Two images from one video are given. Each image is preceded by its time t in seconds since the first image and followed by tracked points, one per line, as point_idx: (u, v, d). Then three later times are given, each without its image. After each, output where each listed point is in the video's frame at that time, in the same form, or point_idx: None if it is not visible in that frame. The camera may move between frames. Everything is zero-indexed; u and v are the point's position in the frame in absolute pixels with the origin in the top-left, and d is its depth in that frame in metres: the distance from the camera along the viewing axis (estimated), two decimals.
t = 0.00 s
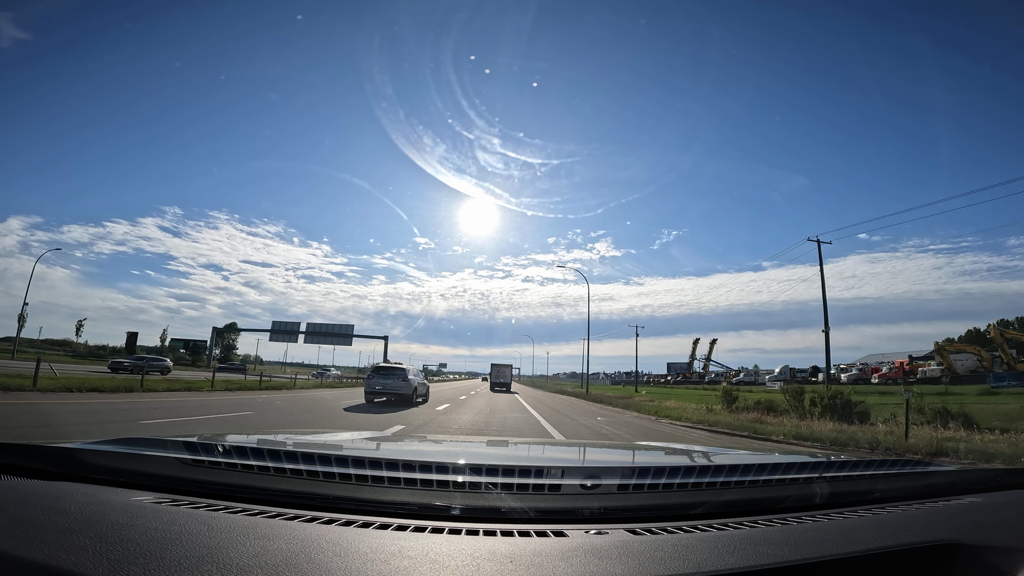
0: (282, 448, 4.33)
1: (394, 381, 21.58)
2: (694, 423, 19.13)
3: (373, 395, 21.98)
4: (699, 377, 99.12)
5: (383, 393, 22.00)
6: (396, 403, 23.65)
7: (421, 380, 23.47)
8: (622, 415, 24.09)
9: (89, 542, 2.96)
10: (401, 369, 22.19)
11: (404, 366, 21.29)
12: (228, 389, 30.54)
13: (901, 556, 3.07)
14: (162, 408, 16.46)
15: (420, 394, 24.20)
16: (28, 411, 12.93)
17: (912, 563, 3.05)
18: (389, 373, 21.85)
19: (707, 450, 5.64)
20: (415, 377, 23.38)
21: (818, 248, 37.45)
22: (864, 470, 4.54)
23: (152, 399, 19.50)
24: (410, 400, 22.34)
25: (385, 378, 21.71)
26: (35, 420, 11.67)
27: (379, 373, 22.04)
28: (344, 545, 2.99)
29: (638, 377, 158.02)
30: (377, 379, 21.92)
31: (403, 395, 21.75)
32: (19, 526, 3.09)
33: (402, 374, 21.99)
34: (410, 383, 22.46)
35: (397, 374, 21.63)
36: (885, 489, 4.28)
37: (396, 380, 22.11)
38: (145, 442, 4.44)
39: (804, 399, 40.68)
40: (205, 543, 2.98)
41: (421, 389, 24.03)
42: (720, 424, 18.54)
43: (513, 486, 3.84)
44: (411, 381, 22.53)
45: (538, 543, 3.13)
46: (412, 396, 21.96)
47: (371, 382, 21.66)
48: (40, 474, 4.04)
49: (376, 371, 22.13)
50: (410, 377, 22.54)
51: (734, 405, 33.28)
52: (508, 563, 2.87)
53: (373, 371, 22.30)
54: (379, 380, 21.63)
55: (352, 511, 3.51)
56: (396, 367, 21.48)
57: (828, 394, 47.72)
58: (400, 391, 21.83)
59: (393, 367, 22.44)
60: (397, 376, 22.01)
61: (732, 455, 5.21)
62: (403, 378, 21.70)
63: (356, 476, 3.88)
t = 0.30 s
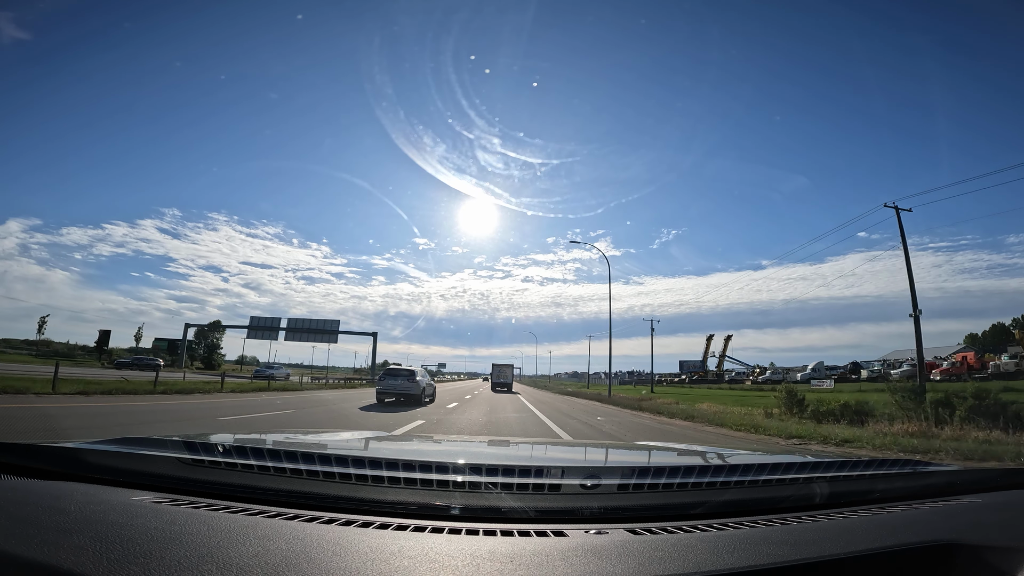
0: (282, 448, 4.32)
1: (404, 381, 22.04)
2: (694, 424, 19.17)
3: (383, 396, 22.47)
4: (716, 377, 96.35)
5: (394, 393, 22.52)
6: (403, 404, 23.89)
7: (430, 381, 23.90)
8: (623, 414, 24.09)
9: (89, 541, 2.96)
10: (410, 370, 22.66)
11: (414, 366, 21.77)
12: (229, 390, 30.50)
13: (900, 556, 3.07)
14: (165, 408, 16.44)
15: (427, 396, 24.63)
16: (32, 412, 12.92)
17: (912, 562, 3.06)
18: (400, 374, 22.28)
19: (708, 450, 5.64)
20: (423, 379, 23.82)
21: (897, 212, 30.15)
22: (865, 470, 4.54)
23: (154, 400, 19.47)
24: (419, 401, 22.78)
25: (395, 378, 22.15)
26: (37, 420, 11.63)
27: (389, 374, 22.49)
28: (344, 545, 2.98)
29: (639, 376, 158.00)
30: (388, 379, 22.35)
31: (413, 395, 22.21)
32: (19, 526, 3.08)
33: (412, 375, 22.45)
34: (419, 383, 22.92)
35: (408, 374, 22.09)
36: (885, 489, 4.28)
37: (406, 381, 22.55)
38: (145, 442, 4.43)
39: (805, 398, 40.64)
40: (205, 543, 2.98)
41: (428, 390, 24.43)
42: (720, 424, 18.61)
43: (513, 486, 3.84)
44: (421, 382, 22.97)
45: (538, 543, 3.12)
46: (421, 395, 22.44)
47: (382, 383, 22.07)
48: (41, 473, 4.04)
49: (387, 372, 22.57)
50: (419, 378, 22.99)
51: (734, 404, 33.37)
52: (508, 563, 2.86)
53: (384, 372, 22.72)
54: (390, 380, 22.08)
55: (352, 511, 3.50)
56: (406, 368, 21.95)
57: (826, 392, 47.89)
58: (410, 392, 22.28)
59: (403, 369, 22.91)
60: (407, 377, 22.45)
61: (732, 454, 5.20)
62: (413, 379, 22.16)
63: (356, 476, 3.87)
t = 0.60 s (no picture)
0: (282, 448, 4.32)
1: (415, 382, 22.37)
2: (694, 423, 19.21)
3: (393, 395, 22.78)
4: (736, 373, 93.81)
5: (404, 393, 22.80)
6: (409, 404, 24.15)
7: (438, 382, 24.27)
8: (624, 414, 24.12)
9: (89, 541, 2.96)
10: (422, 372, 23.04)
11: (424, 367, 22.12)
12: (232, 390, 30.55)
13: (901, 555, 3.07)
14: (167, 408, 16.48)
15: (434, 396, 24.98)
16: (36, 412, 12.95)
17: (912, 561, 3.05)
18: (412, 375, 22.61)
19: (708, 450, 5.65)
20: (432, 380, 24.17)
21: None
22: (865, 469, 4.54)
23: (156, 400, 19.47)
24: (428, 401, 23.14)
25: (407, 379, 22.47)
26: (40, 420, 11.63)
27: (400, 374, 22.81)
28: (344, 544, 2.98)
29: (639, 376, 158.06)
30: (399, 380, 22.65)
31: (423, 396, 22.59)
32: (19, 526, 3.08)
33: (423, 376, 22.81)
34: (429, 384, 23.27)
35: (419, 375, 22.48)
36: (885, 489, 4.27)
37: (417, 382, 22.89)
38: (145, 442, 4.43)
39: (809, 398, 40.41)
40: (206, 543, 2.98)
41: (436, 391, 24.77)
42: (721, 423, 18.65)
43: (513, 485, 3.84)
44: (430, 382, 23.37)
45: (538, 543, 3.12)
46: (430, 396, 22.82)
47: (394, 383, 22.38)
48: (41, 473, 4.04)
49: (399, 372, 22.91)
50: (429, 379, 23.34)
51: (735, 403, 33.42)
52: (508, 563, 2.86)
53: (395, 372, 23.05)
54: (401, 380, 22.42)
55: (352, 511, 3.51)
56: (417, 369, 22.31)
57: (827, 391, 47.96)
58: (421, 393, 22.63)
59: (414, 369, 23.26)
60: (418, 377, 22.78)
61: (733, 454, 5.20)
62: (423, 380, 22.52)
63: (356, 476, 3.87)
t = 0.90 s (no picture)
0: (282, 448, 4.32)
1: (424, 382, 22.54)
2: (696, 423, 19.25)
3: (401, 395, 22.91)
4: (760, 373, 91.35)
5: (413, 392, 22.97)
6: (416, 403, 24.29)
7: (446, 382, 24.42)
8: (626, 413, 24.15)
9: (89, 541, 2.96)
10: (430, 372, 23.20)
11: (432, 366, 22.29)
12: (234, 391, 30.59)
13: (901, 556, 3.07)
14: (170, 408, 16.51)
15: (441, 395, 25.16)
16: (39, 413, 12.96)
17: (912, 562, 3.05)
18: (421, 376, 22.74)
19: (709, 450, 5.65)
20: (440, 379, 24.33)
21: None
22: (865, 469, 4.54)
23: (158, 401, 19.48)
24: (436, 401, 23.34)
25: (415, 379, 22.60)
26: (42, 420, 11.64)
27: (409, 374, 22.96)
28: (343, 545, 2.99)
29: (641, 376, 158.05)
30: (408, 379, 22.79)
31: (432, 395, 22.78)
32: (19, 526, 3.09)
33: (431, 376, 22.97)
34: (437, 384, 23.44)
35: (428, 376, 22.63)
36: (885, 489, 4.27)
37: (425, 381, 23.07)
38: (145, 442, 4.44)
39: (816, 398, 40.22)
40: (205, 543, 2.98)
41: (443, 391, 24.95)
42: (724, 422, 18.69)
43: (513, 486, 3.84)
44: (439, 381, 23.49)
45: (538, 543, 3.13)
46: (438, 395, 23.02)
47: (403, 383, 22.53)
48: (40, 473, 4.04)
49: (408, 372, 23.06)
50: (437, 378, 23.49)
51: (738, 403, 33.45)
52: (508, 563, 2.86)
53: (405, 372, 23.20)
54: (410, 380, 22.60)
55: (351, 511, 3.51)
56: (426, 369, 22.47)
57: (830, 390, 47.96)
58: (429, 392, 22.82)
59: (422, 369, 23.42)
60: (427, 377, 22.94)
61: (734, 454, 5.20)
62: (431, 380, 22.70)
63: (356, 476, 3.87)
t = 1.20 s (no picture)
0: (282, 448, 4.33)
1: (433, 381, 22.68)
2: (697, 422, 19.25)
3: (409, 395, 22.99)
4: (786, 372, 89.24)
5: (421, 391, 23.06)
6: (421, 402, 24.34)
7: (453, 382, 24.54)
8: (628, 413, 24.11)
9: (89, 541, 2.96)
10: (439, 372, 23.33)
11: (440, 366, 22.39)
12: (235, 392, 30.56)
13: (901, 556, 3.06)
14: (170, 409, 16.47)
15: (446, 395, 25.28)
16: (39, 413, 12.92)
17: (912, 562, 3.04)
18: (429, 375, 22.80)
19: (710, 450, 5.65)
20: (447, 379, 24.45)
21: None
22: (865, 469, 4.54)
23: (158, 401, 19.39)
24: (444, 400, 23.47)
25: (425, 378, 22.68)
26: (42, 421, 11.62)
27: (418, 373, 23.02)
28: (343, 544, 2.99)
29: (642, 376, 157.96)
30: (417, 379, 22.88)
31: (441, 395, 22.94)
32: (19, 526, 3.09)
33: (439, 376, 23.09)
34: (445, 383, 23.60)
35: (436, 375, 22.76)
36: (885, 489, 4.27)
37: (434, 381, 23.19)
38: (145, 442, 4.44)
39: (820, 398, 40.08)
40: (205, 543, 2.98)
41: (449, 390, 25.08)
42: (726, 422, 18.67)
43: (513, 486, 3.83)
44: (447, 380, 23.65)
45: (537, 543, 3.13)
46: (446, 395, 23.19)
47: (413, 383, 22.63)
48: (40, 473, 4.05)
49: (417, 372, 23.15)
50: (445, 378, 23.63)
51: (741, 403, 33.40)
52: (508, 563, 2.86)
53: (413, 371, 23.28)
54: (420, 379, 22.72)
55: (351, 510, 3.51)
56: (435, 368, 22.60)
57: (832, 390, 47.85)
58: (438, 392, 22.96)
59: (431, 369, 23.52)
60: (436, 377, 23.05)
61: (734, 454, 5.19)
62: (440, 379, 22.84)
63: (356, 476, 3.88)
